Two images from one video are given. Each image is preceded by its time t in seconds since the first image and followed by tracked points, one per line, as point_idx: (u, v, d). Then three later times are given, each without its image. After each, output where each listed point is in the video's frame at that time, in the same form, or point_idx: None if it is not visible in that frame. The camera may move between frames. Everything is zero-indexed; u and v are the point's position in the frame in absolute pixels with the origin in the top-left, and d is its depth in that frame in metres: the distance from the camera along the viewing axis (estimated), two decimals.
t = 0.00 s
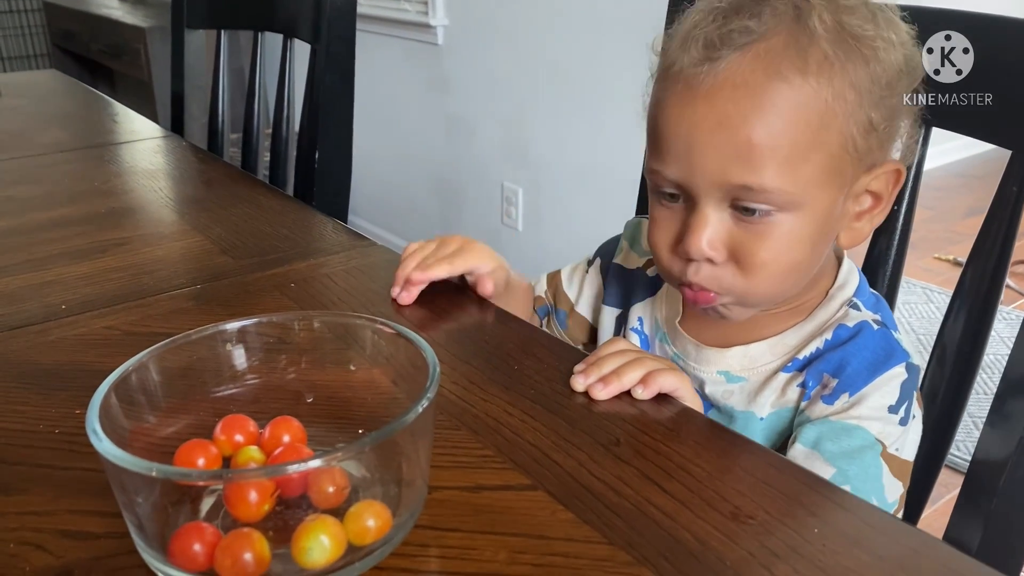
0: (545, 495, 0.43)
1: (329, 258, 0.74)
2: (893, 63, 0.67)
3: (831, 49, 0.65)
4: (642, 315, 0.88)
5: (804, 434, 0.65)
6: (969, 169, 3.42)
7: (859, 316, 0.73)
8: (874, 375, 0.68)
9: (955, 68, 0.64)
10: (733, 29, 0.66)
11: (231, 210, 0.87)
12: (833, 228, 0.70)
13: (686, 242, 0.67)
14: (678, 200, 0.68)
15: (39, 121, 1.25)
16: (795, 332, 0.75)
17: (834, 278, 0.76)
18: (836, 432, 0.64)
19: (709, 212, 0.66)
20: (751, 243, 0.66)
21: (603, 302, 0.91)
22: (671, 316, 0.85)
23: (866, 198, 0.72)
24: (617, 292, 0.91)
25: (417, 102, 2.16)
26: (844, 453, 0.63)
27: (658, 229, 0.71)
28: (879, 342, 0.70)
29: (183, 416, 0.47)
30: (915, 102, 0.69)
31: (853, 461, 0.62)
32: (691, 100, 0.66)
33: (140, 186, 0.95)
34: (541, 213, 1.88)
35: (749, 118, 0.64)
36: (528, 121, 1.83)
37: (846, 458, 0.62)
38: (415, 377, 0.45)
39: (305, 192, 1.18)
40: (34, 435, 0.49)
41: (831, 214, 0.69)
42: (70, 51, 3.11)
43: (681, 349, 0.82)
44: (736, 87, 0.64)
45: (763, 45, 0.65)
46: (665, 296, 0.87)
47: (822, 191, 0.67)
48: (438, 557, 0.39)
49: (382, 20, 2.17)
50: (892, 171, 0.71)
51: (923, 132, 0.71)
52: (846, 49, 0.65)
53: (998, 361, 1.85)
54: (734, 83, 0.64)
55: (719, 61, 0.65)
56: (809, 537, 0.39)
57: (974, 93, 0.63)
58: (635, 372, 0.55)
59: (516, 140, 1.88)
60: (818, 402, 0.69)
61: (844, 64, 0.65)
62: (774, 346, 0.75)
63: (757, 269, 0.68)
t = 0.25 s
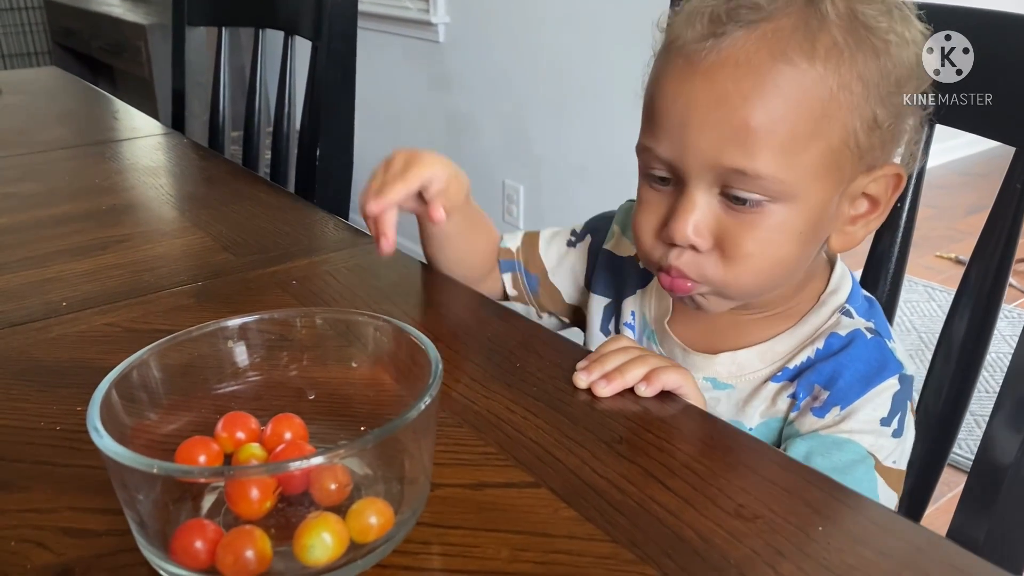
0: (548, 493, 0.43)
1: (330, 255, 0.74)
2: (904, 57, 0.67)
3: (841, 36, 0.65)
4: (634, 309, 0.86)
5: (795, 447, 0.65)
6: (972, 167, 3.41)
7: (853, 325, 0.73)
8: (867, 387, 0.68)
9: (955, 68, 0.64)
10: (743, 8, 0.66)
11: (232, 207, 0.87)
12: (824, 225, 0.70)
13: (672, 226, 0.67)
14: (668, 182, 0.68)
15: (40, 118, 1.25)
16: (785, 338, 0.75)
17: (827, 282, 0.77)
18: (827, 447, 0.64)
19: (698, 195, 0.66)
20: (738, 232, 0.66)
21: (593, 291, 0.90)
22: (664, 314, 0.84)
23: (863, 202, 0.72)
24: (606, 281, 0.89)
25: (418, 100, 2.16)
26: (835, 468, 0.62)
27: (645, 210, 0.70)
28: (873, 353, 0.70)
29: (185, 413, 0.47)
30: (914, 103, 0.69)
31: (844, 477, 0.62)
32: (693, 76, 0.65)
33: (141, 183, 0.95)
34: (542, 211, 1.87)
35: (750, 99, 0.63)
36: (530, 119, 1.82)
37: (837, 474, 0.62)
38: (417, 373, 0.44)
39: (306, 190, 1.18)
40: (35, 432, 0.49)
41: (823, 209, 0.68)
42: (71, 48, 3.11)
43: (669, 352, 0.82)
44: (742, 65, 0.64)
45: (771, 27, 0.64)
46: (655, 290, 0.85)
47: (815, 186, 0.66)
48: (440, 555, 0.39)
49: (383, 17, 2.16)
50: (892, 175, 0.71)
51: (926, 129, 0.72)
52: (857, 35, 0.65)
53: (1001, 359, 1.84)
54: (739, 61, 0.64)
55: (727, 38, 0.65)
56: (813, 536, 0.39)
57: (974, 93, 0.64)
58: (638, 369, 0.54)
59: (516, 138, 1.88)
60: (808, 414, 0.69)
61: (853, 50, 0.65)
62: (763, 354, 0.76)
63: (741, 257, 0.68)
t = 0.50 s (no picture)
0: (552, 493, 0.43)
1: (332, 253, 0.74)
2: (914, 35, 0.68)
3: (854, 13, 0.65)
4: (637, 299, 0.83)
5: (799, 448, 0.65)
6: (972, 165, 3.40)
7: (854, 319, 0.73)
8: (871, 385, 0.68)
9: (956, 68, 0.64)
10: None
11: (233, 205, 0.87)
12: (830, 207, 0.69)
13: (677, 206, 0.66)
14: (674, 161, 0.67)
15: (40, 116, 1.24)
16: (784, 333, 0.75)
17: (825, 277, 0.77)
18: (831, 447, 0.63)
19: (704, 173, 0.65)
20: (744, 213, 0.65)
21: (598, 276, 0.87)
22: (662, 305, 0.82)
23: (868, 186, 0.72)
24: (612, 266, 0.86)
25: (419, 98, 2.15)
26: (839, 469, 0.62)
27: (648, 190, 0.70)
28: (876, 348, 0.70)
29: (187, 413, 0.47)
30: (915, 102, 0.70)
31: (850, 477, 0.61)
32: (704, 51, 0.65)
33: (142, 182, 0.94)
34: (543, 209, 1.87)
35: (763, 73, 0.63)
36: (531, 116, 1.82)
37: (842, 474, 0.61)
38: (419, 372, 0.44)
39: (307, 188, 1.18)
40: (35, 432, 0.49)
41: (829, 192, 0.68)
42: (71, 46, 3.10)
43: (664, 343, 0.81)
44: (754, 40, 0.64)
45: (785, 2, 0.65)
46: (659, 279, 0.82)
47: (823, 167, 0.66)
48: (443, 555, 0.39)
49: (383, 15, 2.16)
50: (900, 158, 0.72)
51: (930, 126, 0.71)
52: (867, 13, 0.66)
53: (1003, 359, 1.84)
54: (752, 36, 0.64)
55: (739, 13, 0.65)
56: (819, 537, 0.39)
57: (975, 93, 0.64)
58: (641, 369, 0.54)
59: (518, 135, 1.88)
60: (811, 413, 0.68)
61: (863, 28, 0.65)
62: (762, 349, 0.76)
63: (746, 238, 0.67)
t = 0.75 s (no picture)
0: (554, 490, 0.42)
1: (333, 250, 0.74)
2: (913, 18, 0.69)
3: None
4: (619, 297, 0.82)
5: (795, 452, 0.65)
6: (973, 163, 3.40)
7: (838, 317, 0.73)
8: (860, 387, 0.68)
9: (954, 67, 0.65)
10: None
11: (233, 202, 0.86)
12: (818, 184, 0.70)
13: (669, 162, 0.65)
14: (667, 121, 0.66)
15: (40, 112, 1.24)
16: (767, 334, 0.76)
17: (804, 273, 0.78)
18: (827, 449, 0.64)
19: (701, 131, 0.64)
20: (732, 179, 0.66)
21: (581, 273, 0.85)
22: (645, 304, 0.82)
23: (853, 179, 0.73)
24: (596, 260, 0.84)
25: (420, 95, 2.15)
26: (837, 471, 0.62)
27: (640, 150, 0.69)
28: (863, 347, 0.71)
29: (188, 408, 0.47)
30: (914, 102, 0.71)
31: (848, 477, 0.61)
32: (712, 7, 0.65)
33: (142, 178, 0.94)
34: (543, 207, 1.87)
35: (771, 38, 0.63)
36: (531, 114, 1.82)
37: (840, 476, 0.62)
38: (421, 368, 0.44)
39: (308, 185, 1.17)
40: (37, 427, 0.49)
41: (819, 170, 0.68)
42: (71, 43, 3.10)
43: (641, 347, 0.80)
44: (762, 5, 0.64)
45: None
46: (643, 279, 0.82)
47: (814, 147, 0.66)
48: (446, 551, 0.39)
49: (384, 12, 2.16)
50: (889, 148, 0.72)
51: (932, 124, 0.72)
52: None
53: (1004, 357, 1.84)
54: None
55: None
56: (823, 533, 0.39)
57: (974, 93, 0.64)
58: (643, 365, 0.54)
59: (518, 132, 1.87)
60: (802, 415, 0.68)
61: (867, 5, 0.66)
62: (746, 350, 0.75)
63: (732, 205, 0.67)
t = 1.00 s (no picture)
0: (562, 488, 0.42)
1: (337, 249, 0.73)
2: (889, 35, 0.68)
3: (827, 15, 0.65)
4: (612, 305, 0.83)
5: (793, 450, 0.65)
6: (974, 162, 3.40)
7: (835, 316, 0.73)
8: (856, 387, 0.68)
9: (956, 67, 0.64)
10: None
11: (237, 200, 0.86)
12: (797, 215, 0.70)
13: (638, 217, 0.67)
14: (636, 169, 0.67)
15: (43, 111, 1.24)
16: (763, 335, 0.76)
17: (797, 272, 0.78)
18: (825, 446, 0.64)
19: (666, 187, 0.65)
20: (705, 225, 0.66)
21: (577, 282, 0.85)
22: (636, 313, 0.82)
23: (837, 190, 0.73)
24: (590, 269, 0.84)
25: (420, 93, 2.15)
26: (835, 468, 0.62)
27: (611, 198, 0.70)
28: (860, 346, 0.70)
29: (195, 407, 0.47)
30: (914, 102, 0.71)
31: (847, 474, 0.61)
32: (668, 52, 0.64)
33: (145, 177, 0.94)
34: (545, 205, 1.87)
35: (727, 82, 0.63)
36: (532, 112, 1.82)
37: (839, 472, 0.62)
38: (428, 367, 0.44)
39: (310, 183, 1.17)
40: (43, 426, 0.49)
41: (794, 202, 0.69)
42: (72, 42, 3.10)
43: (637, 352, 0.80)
44: (721, 46, 0.63)
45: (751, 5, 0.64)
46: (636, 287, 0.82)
47: (790, 176, 0.66)
48: (454, 550, 0.39)
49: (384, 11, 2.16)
50: (870, 163, 0.72)
51: (936, 123, 0.72)
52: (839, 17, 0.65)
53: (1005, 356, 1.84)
54: (717, 37, 0.63)
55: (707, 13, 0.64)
56: (830, 532, 0.39)
57: (975, 93, 0.64)
58: (650, 364, 0.54)
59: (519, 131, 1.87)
60: (798, 415, 0.68)
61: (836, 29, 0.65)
62: (744, 352, 0.75)
63: (707, 252, 0.68)
